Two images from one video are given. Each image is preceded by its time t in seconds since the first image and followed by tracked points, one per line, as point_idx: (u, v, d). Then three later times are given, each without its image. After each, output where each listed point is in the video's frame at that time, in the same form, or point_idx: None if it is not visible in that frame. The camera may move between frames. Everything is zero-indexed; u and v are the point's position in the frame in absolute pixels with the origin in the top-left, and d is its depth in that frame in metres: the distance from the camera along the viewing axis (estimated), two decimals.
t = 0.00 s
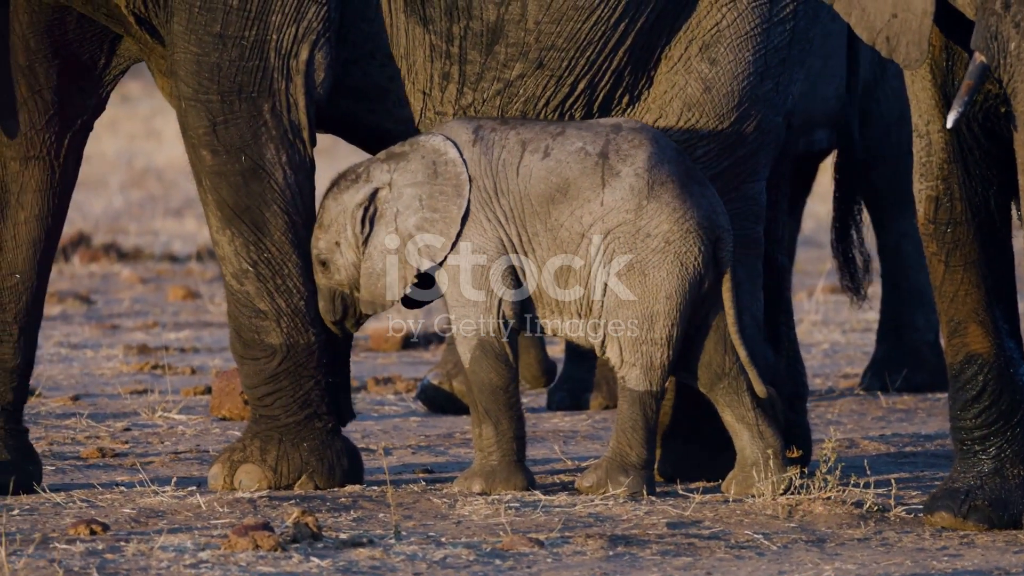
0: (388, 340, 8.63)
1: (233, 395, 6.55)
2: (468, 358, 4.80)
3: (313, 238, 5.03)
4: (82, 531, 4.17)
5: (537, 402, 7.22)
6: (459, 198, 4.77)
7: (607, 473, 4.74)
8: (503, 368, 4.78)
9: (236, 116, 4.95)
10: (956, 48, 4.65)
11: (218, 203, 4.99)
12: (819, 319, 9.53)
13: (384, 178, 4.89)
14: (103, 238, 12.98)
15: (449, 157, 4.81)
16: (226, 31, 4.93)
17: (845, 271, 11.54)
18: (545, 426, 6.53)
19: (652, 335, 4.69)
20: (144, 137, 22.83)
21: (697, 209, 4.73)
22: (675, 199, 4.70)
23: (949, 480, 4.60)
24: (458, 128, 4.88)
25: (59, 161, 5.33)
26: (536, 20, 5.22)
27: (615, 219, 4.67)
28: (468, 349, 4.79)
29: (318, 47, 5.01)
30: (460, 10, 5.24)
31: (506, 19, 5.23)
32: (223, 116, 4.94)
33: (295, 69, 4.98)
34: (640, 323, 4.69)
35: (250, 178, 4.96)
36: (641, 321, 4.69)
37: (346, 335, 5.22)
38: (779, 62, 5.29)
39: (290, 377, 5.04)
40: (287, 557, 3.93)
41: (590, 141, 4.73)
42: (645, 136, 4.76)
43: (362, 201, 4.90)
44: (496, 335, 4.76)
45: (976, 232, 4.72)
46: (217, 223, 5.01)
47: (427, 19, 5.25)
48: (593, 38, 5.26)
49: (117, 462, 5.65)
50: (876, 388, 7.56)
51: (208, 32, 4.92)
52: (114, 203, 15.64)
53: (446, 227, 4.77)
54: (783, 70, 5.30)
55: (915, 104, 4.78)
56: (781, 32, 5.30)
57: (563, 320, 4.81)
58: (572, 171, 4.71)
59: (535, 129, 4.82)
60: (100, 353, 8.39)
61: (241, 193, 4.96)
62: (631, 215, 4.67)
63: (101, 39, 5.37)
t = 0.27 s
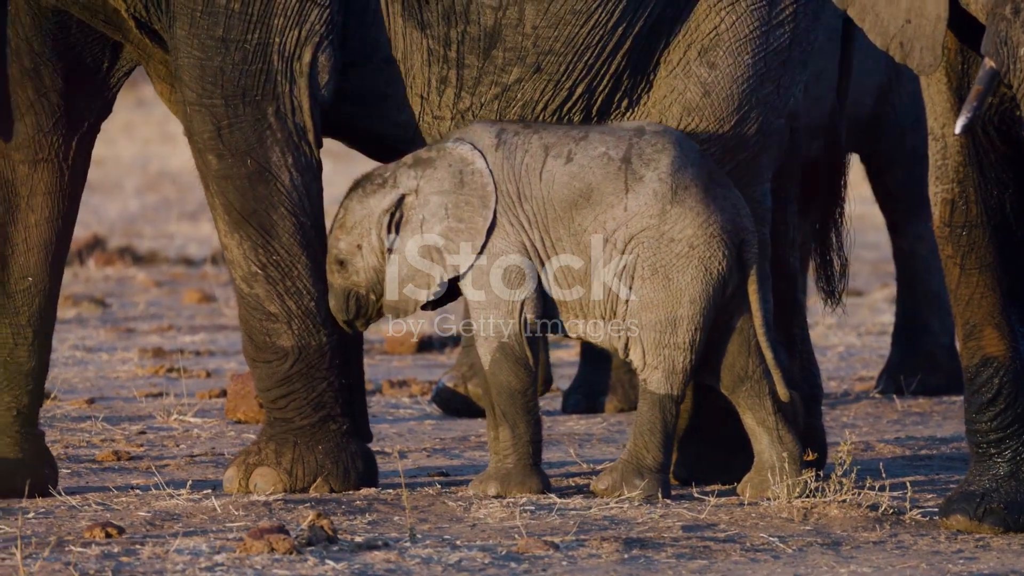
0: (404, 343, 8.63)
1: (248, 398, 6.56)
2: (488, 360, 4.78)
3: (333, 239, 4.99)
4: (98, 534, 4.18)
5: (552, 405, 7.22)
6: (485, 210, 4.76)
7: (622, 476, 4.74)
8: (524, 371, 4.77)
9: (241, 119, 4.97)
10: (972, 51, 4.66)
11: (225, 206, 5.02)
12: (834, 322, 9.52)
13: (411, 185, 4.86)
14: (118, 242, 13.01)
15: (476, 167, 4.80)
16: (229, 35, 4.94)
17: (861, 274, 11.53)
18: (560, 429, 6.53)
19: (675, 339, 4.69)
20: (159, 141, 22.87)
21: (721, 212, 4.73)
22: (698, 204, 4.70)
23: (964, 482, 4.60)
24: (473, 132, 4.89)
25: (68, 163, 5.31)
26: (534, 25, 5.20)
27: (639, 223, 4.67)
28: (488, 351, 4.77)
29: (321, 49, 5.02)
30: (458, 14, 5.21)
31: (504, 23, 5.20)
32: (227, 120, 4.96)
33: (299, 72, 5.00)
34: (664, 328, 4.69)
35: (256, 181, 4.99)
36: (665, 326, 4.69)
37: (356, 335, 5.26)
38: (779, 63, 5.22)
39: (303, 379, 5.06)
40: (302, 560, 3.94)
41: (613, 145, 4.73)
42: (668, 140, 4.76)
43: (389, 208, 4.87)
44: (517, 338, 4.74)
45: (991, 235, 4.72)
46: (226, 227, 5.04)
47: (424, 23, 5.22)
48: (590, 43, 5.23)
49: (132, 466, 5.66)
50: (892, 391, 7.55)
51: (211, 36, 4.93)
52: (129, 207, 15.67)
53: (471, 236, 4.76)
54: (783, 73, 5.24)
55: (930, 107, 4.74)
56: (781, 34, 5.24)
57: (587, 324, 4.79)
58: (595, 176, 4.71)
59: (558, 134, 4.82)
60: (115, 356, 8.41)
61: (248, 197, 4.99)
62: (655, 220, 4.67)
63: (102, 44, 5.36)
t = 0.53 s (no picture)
0: (416, 343, 8.65)
1: (260, 400, 6.58)
2: (503, 362, 4.76)
3: (349, 232, 4.97)
4: (109, 535, 4.19)
5: (564, 407, 7.22)
6: (506, 212, 4.76)
7: (634, 477, 4.74)
8: (541, 373, 4.75)
9: (241, 120, 4.93)
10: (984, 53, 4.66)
11: (228, 208, 4.97)
12: (846, 323, 9.51)
13: (433, 184, 4.85)
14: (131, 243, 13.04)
15: (498, 169, 4.80)
16: (227, 36, 4.90)
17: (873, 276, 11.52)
18: (572, 430, 6.54)
19: (695, 342, 4.70)
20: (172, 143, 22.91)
21: (743, 215, 4.74)
22: (721, 207, 4.71)
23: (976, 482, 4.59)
24: (484, 134, 4.89)
25: (73, 163, 5.35)
26: (525, 26, 5.12)
27: (662, 226, 4.68)
28: (504, 352, 4.75)
29: (320, 49, 4.96)
30: (449, 16, 5.11)
31: (494, 26, 5.12)
32: (227, 122, 4.91)
33: (299, 72, 4.94)
34: (685, 330, 4.70)
35: (258, 182, 4.94)
36: (685, 328, 4.70)
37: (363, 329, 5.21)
38: (772, 65, 5.13)
39: (314, 379, 5.03)
40: (314, 561, 3.94)
41: (635, 148, 4.73)
42: (689, 142, 4.77)
43: (410, 207, 4.86)
44: (534, 339, 4.72)
45: (1003, 236, 4.71)
46: (229, 229, 4.99)
47: (416, 24, 5.12)
48: (582, 45, 5.15)
49: (144, 467, 5.67)
50: (904, 392, 7.54)
51: (209, 38, 4.89)
52: (142, 208, 15.70)
53: (491, 240, 4.76)
54: (778, 75, 5.14)
55: (943, 108, 4.75)
56: (774, 34, 5.14)
57: (607, 325, 4.80)
58: (617, 179, 4.71)
59: (579, 136, 4.81)
60: (127, 357, 8.43)
61: (250, 198, 4.94)
62: (678, 224, 4.68)
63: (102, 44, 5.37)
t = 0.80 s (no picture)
0: (423, 350, 8.66)
1: (267, 407, 6.58)
2: (510, 368, 4.77)
3: (356, 235, 4.99)
4: (117, 542, 4.19)
5: (571, 413, 7.22)
6: (517, 221, 4.75)
7: (642, 484, 4.73)
8: (547, 380, 4.76)
9: (238, 128, 4.94)
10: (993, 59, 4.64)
11: (228, 216, 5.00)
12: (853, 330, 9.51)
13: (444, 191, 4.85)
14: (138, 250, 13.06)
15: (509, 177, 4.78)
16: (221, 44, 4.91)
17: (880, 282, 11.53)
18: (580, 437, 6.54)
19: (706, 349, 4.71)
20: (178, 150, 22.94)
21: (754, 221, 4.74)
22: (732, 215, 4.71)
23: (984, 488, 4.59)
24: (490, 140, 4.90)
25: (74, 168, 5.32)
26: (512, 34, 5.09)
27: (673, 235, 4.68)
28: (511, 358, 4.75)
29: (316, 55, 4.97)
30: (435, 23, 5.09)
31: (482, 33, 5.09)
32: (224, 130, 4.93)
33: (294, 78, 4.95)
34: (698, 338, 4.71)
35: (257, 189, 4.96)
36: (696, 336, 4.71)
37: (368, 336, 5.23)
38: (761, 72, 5.13)
39: (317, 384, 5.04)
40: (321, 568, 3.94)
41: (645, 156, 4.73)
42: (700, 149, 4.76)
43: (420, 212, 4.87)
44: (543, 346, 4.73)
45: (1012, 243, 4.71)
46: (229, 237, 5.02)
47: (403, 32, 5.10)
48: (569, 53, 5.11)
49: (151, 474, 5.67)
50: (912, 400, 7.56)
51: (203, 47, 4.91)
52: (149, 215, 15.72)
53: (500, 249, 4.75)
54: (767, 81, 5.14)
55: (951, 113, 4.75)
56: (762, 42, 5.14)
57: (619, 333, 4.80)
58: (628, 188, 4.71)
59: (589, 144, 4.81)
60: (134, 364, 8.44)
61: (250, 205, 4.97)
62: (689, 232, 4.68)
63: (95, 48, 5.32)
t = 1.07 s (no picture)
0: (429, 352, 8.67)
1: (273, 408, 6.58)
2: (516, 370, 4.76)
3: (360, 236, 4.99)
4: (123, 544, 4.20)
5: (577, 415, 7.23)
6: (521, 223, 4.76)
7: (648, 485, 4.73)
8: (552, 381, 4.74)
9: (235, 129, 4.92)
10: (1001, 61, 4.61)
11: (226, 217, 4.98)
12: (860, 331, 9.51)
13: (447, 192, 4.86)
14: (144, 252, 13.07)
15: (512, 178, 4.80)
16: (216, 46, 4.88)
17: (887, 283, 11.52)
18: (586, 438, 6.54)
19: (708, 349, 4.69)
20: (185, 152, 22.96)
21: (757, 222, 4.73)
22: (735, 215, 4.70)
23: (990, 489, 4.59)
24: (495, 141, 4.90)
25: (73, 168, 5.32)
26: (500, 36, 5.14)
27: (676, 236, 4.67)
28: (516, 359, 4.74)
29: (311, 55, 4.95)
30: (424, 24, 5.14)
31: (470, 35, 5.13)
32: (221, 131, 4.91)
33: (291, 78, 4.93)
34: (701, 338, 4.69)
35: (255, 190, 4.93)
36: (699, 336, 4.69)
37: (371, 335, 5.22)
38: (751, 73, 5.16)
39: (320, 385, 5.04)
40: (327, 569, 3.94)
41: (649, 157, 4.73)
42: (703, 150, 4.76)
43: (423, 213, 4.88)
44: (548, 347, 4.73)
45: (1018, 244, 4.70)
46: (228, 238, 5.00)
47: (392, 33, 5.15)
48: (557, 54, 5.17)
49: (157, 475, 5.68)
50: (918, 401, 7.53)
51: (198, 48, 4.87)
52: (156, 217, 15.74)
53: (505, 250, 4.75)
54: (756, 82, 5.17)
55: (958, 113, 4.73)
56: (751, 43, 5.17)
57: (623, 334, 4.78)
58: (631, 189, 4.70)
59: (593, 146, 4.81)
60: (140, 365, 8.44)
61: (248, 206, 4.94)
62: (692, 233, 4.67)
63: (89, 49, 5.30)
